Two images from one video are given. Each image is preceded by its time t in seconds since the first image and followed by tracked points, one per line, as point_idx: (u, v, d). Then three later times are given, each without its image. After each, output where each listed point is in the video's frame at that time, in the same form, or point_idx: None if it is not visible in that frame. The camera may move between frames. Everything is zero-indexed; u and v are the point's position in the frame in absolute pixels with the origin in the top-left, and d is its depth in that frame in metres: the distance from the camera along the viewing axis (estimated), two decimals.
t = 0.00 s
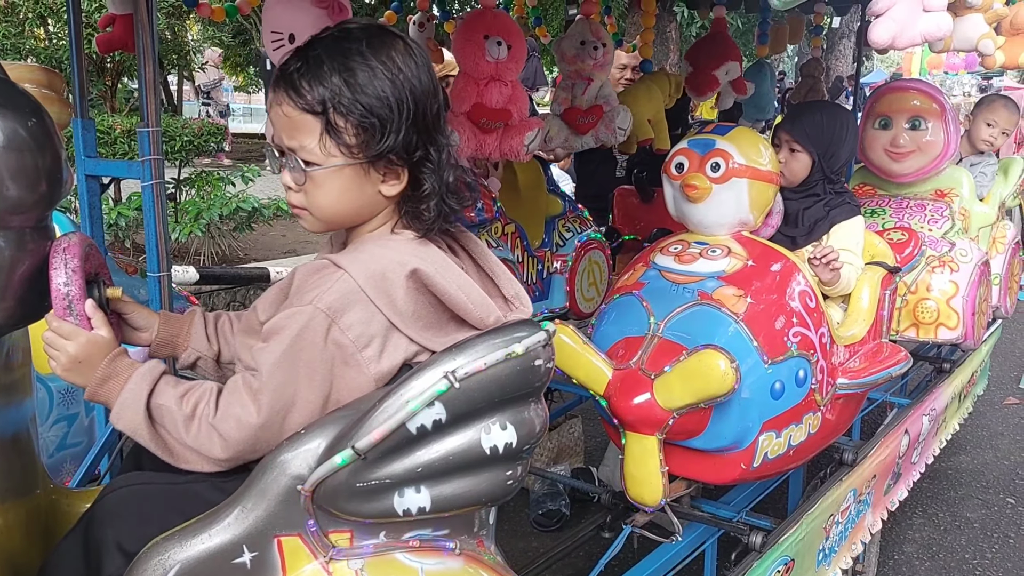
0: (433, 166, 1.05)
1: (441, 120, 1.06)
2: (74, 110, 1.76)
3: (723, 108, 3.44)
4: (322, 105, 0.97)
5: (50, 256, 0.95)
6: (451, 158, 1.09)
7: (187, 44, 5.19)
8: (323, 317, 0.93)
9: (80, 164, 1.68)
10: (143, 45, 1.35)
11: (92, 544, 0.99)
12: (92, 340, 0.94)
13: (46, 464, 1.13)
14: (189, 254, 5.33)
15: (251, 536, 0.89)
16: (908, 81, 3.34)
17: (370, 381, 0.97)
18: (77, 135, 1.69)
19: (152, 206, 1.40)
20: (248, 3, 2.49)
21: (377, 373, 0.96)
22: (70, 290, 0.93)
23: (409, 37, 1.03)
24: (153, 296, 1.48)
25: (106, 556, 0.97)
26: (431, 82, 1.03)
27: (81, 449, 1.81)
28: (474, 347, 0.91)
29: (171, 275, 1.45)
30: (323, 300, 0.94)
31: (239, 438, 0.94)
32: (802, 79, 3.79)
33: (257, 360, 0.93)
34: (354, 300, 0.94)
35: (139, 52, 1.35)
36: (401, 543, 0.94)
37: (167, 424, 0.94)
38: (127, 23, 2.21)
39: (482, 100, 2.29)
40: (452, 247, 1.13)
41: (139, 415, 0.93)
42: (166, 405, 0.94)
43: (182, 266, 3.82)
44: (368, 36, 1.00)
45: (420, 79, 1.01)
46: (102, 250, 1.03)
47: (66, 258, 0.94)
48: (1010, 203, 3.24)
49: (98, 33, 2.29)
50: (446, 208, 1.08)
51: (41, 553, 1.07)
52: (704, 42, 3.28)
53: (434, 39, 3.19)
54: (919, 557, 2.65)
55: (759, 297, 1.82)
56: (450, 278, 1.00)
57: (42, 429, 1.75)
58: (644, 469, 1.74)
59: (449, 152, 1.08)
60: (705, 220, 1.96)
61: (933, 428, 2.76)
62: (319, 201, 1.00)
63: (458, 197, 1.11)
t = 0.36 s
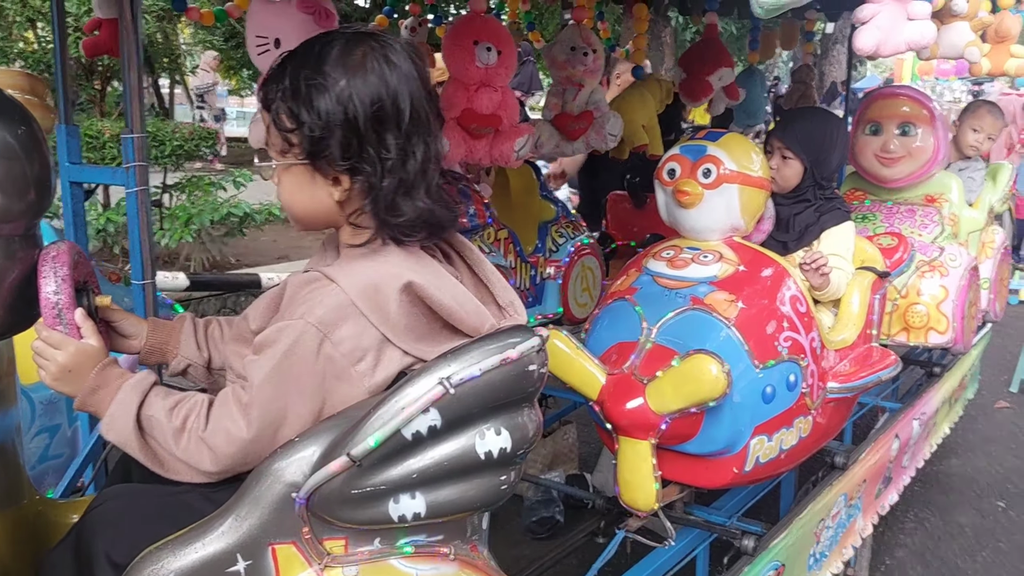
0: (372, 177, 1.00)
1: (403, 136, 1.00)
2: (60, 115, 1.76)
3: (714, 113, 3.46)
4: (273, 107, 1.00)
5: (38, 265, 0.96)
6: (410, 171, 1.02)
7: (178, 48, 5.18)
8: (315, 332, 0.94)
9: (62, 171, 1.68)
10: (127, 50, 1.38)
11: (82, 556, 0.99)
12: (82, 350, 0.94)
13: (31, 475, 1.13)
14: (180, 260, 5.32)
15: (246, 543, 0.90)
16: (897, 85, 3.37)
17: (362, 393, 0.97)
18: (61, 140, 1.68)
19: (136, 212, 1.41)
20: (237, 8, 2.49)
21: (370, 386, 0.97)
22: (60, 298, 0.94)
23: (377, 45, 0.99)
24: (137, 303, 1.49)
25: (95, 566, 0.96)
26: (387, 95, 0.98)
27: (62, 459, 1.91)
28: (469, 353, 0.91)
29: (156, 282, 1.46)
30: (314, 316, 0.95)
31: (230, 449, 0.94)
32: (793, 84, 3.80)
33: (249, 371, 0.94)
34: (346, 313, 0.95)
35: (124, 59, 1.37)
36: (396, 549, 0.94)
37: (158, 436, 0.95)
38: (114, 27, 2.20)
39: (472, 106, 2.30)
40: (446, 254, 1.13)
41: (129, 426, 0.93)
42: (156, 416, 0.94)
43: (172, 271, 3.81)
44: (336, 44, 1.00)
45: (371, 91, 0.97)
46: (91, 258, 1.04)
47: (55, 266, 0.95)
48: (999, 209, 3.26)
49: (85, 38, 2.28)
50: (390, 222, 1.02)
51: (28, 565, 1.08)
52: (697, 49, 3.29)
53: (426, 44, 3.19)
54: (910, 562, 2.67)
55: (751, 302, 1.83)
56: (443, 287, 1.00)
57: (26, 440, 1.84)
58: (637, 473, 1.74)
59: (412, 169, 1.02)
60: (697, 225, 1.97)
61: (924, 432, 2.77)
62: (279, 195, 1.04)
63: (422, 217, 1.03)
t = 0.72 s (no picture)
0: (359, 179, 1.01)
1: (390, 140, 1.01)
2: (46, 125, 1.77)
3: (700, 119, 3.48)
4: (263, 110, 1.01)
5: (23, 272, 0.98)
6: (399, 175, 1.03)
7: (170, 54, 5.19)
8: (301, 334, 0.94)
9: (46, 179, 1.69)
10: (109, 57, 1.37)
11: (67, 562, 0.99)
12: (66, 356, 0.94)
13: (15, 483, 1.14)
14: (171, 266, 5.31)
15: (230, 549, 0.91)
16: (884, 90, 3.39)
17: (347, 396, 0.98)
18: (44, 149, 1.69)
19: (119, 220, 1.42)
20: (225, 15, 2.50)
21: (355, 389, 0.98)
22: (44, 306, 0.96)
23: (368, 53, 1.01)
24: (118, 310, 1.49)
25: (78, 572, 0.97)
26: (375, 101, 0.99)
27: (46, 467, 1.91)
28: (452, 358, 0.92)
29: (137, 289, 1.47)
30: (300, 317, 0.95)
31: (216, 453, 0.94)
32: (781, 89, 3.82)
33: (235, 375, 0.94)
34: (333, 316, 0.96)
35: (105, 67, 1.38)
36: (381, 553, 0.95)
37: (144, 441, 0.95)
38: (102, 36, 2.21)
39: (456, 112, 2.32)
40: (431, 261, 1.14)
41: (114, 431, 0.94)
42: (142, 421, 0.95)
43: (161, 278, 3.80)
44: (328, 49, 1.01)
45: (360, 96, 0.98)
46: (75, 267, 1.05)
47: (39, 274, 0.97)
48: (986, 213, 3.28)
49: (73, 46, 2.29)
50: (378, 224, 1.02)
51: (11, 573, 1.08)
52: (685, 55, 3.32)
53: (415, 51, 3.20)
54: (899, 565, 2.68)
55: (737, 306, 1.84)
56: (428, 291, 1.01)
57: (10, 448, 1.85)
58: (624, 477, 1.75)
59: (399, 173, 1.02)
60: (683, 230, 1.99)
61: (912, 436, 2.79)
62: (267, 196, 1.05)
63: (409, 220, 1.04)
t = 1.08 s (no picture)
0: (336, 185, 1.00)
1: (369, 147, 1.01)
2: (38, 133, 1.77)
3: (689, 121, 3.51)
4: (247, 119, 1.03)
5: (12, 281, 0.99)
6: (377, 182, 1.02)
7: (164, 59, 5.20)
8: (288, 340, 0.95)
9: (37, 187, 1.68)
10: (99, 64, 1.37)
11: (57, 568, 1.00)
12: (56, 365, 0.95)
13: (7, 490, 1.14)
14: (167, 270, 5.32)
15: (218, 555, 0.92)
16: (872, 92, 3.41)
17: (334, 401, 0.98)
18: (36, 157, 1.69)
19: (111, 227, 1.42)
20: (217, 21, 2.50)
21: (343, 396, 0.98)
22: (32, 315, 0.96)
23: (350, 63, 1.01)
24: (112, 317, 1.50)
25: None
26: (355, 108, 1.00)
27: (42, 472, 1.92)
28: (438, 365, 0.93)
29: (130, 297, 1.47)
30: (287, 323, 0.96)
31: (205, 460, 0.95)
32: (771, 92, 3.84)
33: (224, 382, 0.95)
34: (319, 322, 0.97)
35: (96, 74, 1.37)
36: (369, 559, 0.96)
37: (133, 448, 0.96)
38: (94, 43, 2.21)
39: (449, 118, 2.33)
40: (419, 267, 1.15)
41: (103, 439, 0.94)
42: (131, 428, 0.95)
43: (157, 283, 3.81)
44: (310, 59, 1.02)
45: (339, 104, 0.99)
46: (65, 276, 1.06)
47: (28, 283, 0.97)
48: (974, 213, 3.31)
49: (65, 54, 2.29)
50: (357, 230, 1.02)
51: None
52: (674, 59, 3.36)
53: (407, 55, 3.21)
54: (890, 563, 2.70)
55: (726, 309, 1.85)
56: (415, 298, 1.02)
57: (4, 453, 1.85)
58: (615, 479, 1.76)
59: (377, 179, 1.02)
60: (673, 234, 2.00)
61: (902, 435, 2.81)
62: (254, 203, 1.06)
63: (388, 226, 1.04)
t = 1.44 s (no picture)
0: (329, 193, 1.00)
1: (361, 155, 1.01)
2: (35, 139, 1.77)
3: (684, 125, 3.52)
4: (243, 127, 1.03)
5: (12, 290, 0.99)
6: (370, 190, 1.02)
7: (160, 63, 5.19)
8: (287, 348, 0.95)
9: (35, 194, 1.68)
10: (97, 71, 1.37)
11: None
12: (55, 374, 0.95)
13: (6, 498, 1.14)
14: (163, 274, 5.31)
15: (219, 563, 0.92)
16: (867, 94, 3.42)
17: (333, 409, 0.99)
18: (32, 164, 1.69)
19: (108, 235, 1.41)
20: (214, 27, 2.50)
21: (342, 403, 0.99)
22: (33, 324, 0.96)
23: (344, 72, 1.01)
24: (110, 324, 1.49)
25: None
26: (347, 117, 1.00)
27: (39, 478, 1.91)
28: (437, 372, 0.93)
29: (128, 304, 1.46)
30: (286, 331, 0.96)
31: (204, 468, 0.95)
32: (766, 95, 3.85)
33: (223, 390, 0.95)
34: (318, 330, 0.97)
35: (94, 82, 1.37)
36: (368, 566, 0.96)
37: (133, 457, 0.96)
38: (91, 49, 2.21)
39: (446, 123, 2.33)
40: (416, 274, 1.15)
41: (103, 447, 0.94)
42: (131, 437, 0.95)
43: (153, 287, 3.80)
44: (304, 68, 1.02)
45: (332, 113, 0.99)
46: (64, 284, 1.06)
47: (28, 293, 0.97)
48: (969, 215, 3.32)
49: (62, 60, 2.29)
50: (349, 238, 1.02)
51: None
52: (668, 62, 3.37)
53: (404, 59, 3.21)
54: (888, 566, 2.70)
55: (722, 313, 1.86)
56: (414, 305, 1.02)
57: (2, 460, 1.85)
58: (613, 483, 1.76)
59: (370, 187, 1.02)
60: (669, 238, 2.00)
61: (899, 437, 2.81)
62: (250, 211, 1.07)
63: (380, 234, 1.03)
